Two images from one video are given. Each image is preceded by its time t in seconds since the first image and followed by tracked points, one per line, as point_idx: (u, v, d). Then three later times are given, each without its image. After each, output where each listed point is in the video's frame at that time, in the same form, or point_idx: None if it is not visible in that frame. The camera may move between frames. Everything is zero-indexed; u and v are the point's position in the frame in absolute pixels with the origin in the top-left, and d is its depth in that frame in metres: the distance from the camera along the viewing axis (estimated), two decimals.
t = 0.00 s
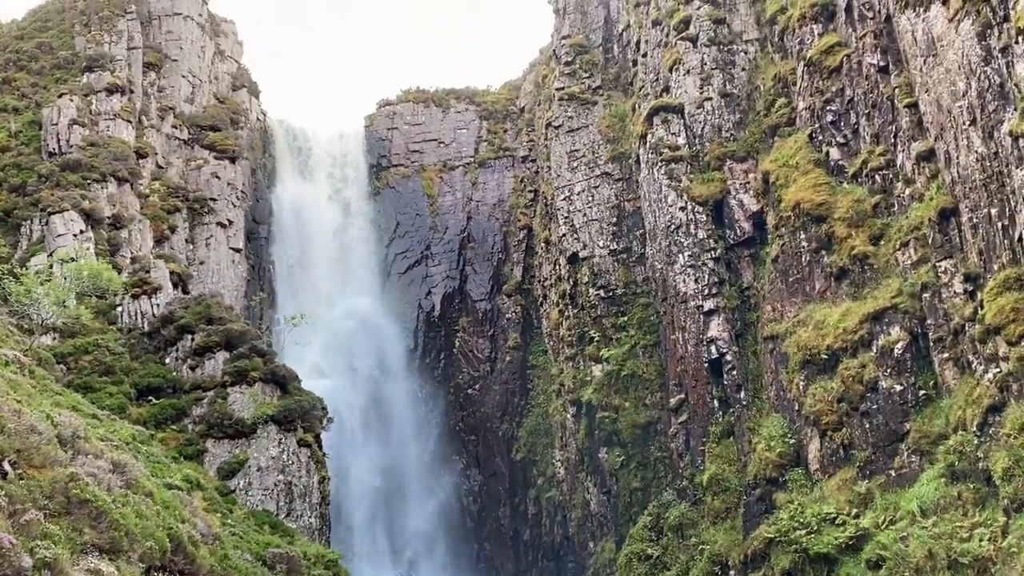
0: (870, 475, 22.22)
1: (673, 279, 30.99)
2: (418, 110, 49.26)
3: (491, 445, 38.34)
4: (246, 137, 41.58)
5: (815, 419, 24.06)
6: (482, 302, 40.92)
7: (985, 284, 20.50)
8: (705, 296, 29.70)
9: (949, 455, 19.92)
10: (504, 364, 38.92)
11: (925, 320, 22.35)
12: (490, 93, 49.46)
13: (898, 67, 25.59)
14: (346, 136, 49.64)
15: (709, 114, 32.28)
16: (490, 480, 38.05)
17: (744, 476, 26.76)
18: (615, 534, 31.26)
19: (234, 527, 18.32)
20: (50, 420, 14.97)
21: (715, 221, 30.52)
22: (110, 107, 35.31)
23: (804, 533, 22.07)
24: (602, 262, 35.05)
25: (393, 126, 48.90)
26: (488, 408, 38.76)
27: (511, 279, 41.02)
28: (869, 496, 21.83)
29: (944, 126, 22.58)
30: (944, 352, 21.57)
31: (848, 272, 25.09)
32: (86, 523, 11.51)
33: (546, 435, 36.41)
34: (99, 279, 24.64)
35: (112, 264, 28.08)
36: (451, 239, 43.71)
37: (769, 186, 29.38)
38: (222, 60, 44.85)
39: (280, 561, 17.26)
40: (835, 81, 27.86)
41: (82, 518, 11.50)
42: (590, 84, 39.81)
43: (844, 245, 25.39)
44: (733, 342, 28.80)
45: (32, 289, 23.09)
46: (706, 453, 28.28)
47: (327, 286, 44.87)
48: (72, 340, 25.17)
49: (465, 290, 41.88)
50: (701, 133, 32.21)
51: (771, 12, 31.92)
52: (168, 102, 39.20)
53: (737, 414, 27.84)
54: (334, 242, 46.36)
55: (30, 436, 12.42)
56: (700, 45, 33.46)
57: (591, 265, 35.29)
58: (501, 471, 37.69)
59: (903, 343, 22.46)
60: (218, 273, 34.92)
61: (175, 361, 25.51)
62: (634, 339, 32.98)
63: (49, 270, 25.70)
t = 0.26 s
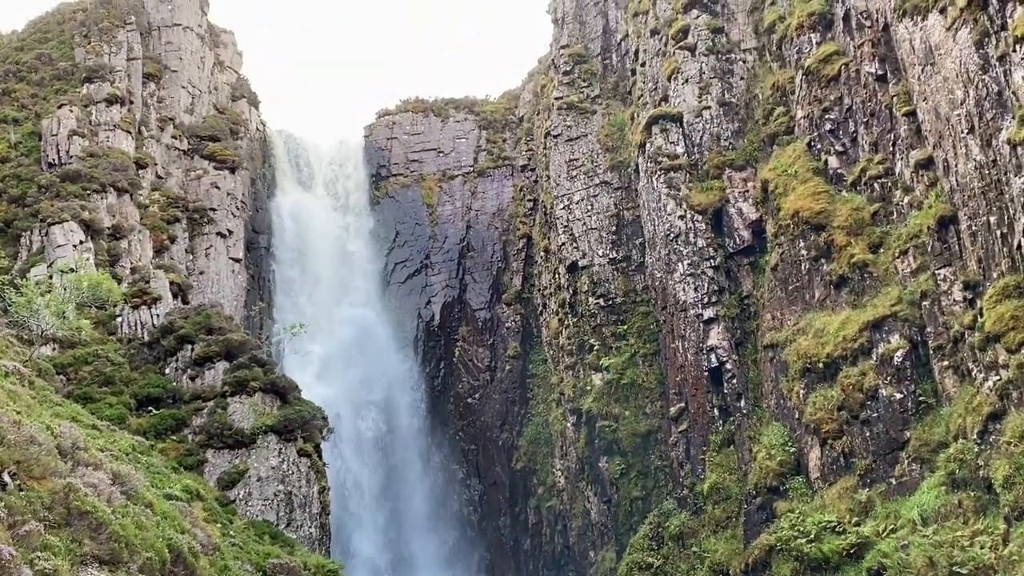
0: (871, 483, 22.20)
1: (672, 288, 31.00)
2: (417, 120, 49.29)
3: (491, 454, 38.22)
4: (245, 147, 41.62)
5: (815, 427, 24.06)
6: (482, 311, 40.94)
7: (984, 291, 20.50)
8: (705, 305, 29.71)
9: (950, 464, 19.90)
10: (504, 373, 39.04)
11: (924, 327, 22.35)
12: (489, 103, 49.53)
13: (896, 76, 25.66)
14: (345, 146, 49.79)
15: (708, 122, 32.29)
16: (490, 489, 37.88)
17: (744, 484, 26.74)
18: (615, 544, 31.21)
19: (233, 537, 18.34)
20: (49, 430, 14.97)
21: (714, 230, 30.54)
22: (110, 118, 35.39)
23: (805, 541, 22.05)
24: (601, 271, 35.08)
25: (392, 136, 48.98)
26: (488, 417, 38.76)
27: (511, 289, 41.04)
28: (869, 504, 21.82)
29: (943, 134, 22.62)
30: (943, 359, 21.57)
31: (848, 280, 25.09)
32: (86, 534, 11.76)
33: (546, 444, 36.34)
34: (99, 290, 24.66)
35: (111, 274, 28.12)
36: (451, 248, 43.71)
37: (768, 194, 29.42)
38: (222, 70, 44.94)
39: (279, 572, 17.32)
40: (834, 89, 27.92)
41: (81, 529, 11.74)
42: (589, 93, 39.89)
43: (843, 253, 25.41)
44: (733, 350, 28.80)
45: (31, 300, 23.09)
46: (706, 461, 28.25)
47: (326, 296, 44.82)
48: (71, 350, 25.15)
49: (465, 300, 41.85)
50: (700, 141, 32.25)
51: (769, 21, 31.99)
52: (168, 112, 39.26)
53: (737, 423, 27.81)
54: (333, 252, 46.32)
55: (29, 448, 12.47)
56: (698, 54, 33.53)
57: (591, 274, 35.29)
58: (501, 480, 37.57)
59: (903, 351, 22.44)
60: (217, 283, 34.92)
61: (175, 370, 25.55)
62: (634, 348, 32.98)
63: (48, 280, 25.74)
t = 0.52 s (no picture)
0: (872, 490, 22.16)
1: (672, 294, 31.00)
2: (417, 127, 49.21)
3: (491, 462, 38.30)
4: (245, 155, 41.63)
5: (816, 434, 24.02)
6: (482, 318, 40.92)
7: (984, 297, 20.50)
8: (705, 311, 29.69)
9: (951, 470, 19.87)
10: (504, 380, 39.02)
11: (924, 334, 22.34)
12: (488, 110, 49.55)
13: (895, 82, 25.70)
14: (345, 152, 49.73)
15: (707, 129, 32.33)
16: (490, 497, 38.01)
17: (745, 491, 26.68)
18: (616, 551, 31.11)
19: (233, 546, 18.37)
20: (49, 439, 14.95)
21: (714, 236, 30.55)
22: (109, 126, 35.42)
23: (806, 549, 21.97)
24: (601, 278, 35.08)
25: (391, 144, 48.93)
26: (488, 425, 38.77)
27: (510, 296, 41.04)
28: (870, 511, 21.78)
29: (942, 140, 22.65)
30: (944, 366, 21.56)
31: (848, 286, 25.07)
32: (85, 543, 11.76)
33: (547, 451, 36.28)
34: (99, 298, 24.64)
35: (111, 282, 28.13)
36: (451, 255, 43.70)
37: (768, 201, 29.41)
38: (221, 78, 44.99)
39: None
40: (833, 96, 27.97)
41: (81, 538, 11.74)
42: (588, 100, 39.96)
43: (843, 259, 25.41)
44: (733, 357, 28.78)
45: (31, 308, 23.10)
46: (706, 468, 28.19)
47: (326, 305, 44.80)
48: (71, 359, 25.12)
49: (464, 307, 41.80)
50: (699, 148, 32.27)
51: (768, 28, 32.05)
52: (167, 121, 39.29)
53: (738, 429, 27.76)
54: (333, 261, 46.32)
55: (29, 456, 12.47)
56: (697, 61, 33.59)
57: (590, 281, 35.29)
58: (501, 488, 37.67)
59: (903, 357, 22.42)
60: (217, 291, 34.90)
61: (174, 379, 25.55)
62: (634, 355, 32.97)
63: (48, 289, 25.75)
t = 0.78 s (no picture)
0: (872, 496, 22.19)
1: (672, 301, 31.05)
2: (416, 135, 49.29)
3: (492, 469, 38.27)
4: (245, 163, 41.70)
5: (816, 440, 24.04)
6: (482, 325, 40.98)
7: (983, 303, 20.53)
8: (705, 318, 29.74)
9: (951, 475, 19.89)
10: (505, 388, 39.04)
11: (924, 340, 22.37)
12: (487, 118, 49.63)
13: (893, 89, 25.77)
14: (345, 161, 49.87)
15: (706, 136, 32.41)
16: (491, 504, 37.95)
17: (745, 498, 26.68)
18: (617, 558, 31.09)
19: (233, 554, 18.55)
20: (50, 448, 14.98)
21: (713, 243, 30.59)
22: (109, 135, 35.51)
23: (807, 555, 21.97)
24: (601, 285, 35.13)
25: (391, 151, 49.02)
26: (489, 432, 38.76)
27: (510, 302, 41.09)
28: (870, 517, 21.79)
29: (940, 146, 22.71)
30: (943, 371, 21.61)
31: (847, 292, 25.11)
32: (86, 552, 11.84)
33: (547, 458, 36.29)
34: (99, 306, 24.70)
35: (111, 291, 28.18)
36: (451, 262, 43.77)
37: (767, 208, 29.45)
38: (221, 87, 45.10)
39: None
40: (831, 103, 28.04)
41: (81, 547, 11.81)
42: (587, 107, 40.04)
43: (842, 265, 25.46)
44: (733, 363, 28.80)
45: (31, 317, 23.16)
46: (707, 475, 28.18)
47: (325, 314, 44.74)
48: (72, 367, 25.22)
49: (464, 314, 41.86)
50: (698, 155, 32.34)
51: (766, 35, 32.11)
52: (168, 129, 39.37)
53: (738, 436, 27.78)
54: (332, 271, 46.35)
55: (29, 465, 12.50)
56: (696, 68, 33.66)
57: (590, 288, 35.35)
58: (501, 495, 37.63)
59: (902, 363, 22.45)
60: (217, 299, 34.94)
61: (174, 387, 25.60)
62: (634, 362, 32.99)
63: (49, 298, 25.83)
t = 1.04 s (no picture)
0: (873, 502, 22.14)
1: (671, 307, 31.03)
2: (416, 142, 49.26)
3: (492, 476, 38.19)
4: (244, 170, 41.67)
5: (816, 446, 23.98)
6: (481, 331, 40.97)
7: (983, 308, 20.51)
8: (705, 324, 29.71)
9: (951, 481, 19.85)
10: (504, 395, 38.98)
11: (923, 345, 22.33)
12: (487, 124, 49.63)
13: (891, 95, 25.81)
14: (344, 168, 49.85)
15: (705, 142, 32.42)
16: (491, 511, 37.87)
17: (745, 504, 26.62)
18: (617, 565, 30.99)
19: (232, 563, 18.81)
20: (48, 456, 14.94)
21: (712, 249, 30.57)
22: (108, 142, 35.53)
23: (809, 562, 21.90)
24: (600, 291, 35.12)
25: (390, 158, 49.01)
26: (488, 439, 38.69)
27: (509, 309, 41.08)
28: (871, 523, 21.74)
29: (939, 152, 22.72)
30: (943, 377, 21.58)
31: (847, 298, 25.08)
32: (84, 560, 11.87)
33: (547, 465, 36.23)
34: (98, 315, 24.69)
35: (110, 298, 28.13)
36: (450, 269, 43.76)
37: (766, 214, 29.42)
38: (220, 94, 45.13)
39: None
40: (830, 108, 28.06)
41: (80, 555, 11.83)
42: (586, 114, 40.08)
43: (842, 271, 25.44)
44: (732, 369, 28.76)
45: (30, 325, 23.13)
46: (707, 481, 28.12)
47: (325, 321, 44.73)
48: (71, 376, 25.27)
49: (464, 320, 41.83)
50: (697, 161, 32.35)
51: (764, 41, 32.13)
52: (167, 137, 39.39)
53: (738, 442, 27.73)
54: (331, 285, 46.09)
55: (28, 473, 12.47)
56: (694, 74, 33.71)
57: (590, 294, 35.35)
58: (501, 502, 37.55)
59: (902, 369, 22.41)
60: (216, 307, 34.90)
61: (173, 395, 25.57)
62: (634, 368, 32.94)
63: (48, 305, 25.81)
